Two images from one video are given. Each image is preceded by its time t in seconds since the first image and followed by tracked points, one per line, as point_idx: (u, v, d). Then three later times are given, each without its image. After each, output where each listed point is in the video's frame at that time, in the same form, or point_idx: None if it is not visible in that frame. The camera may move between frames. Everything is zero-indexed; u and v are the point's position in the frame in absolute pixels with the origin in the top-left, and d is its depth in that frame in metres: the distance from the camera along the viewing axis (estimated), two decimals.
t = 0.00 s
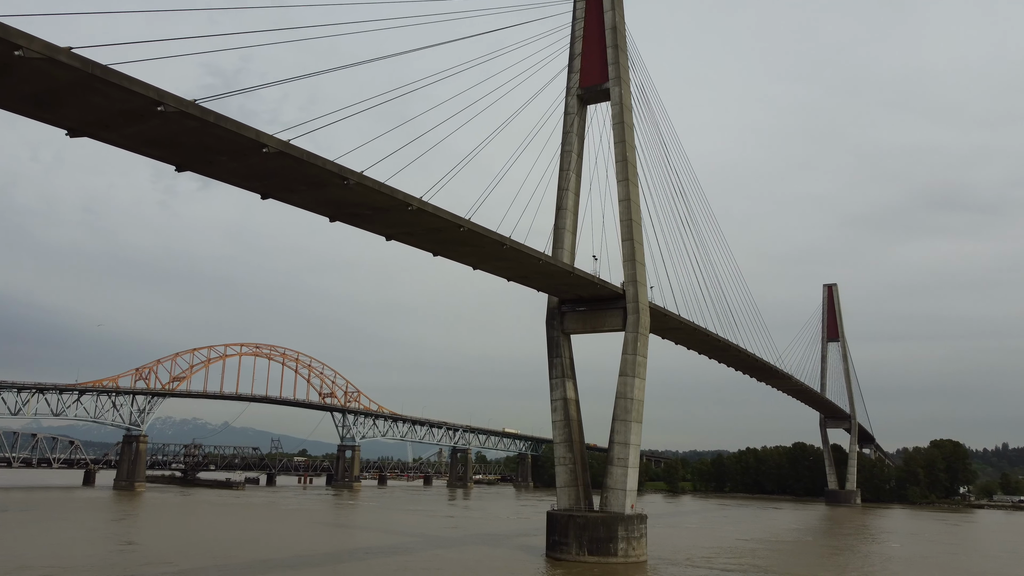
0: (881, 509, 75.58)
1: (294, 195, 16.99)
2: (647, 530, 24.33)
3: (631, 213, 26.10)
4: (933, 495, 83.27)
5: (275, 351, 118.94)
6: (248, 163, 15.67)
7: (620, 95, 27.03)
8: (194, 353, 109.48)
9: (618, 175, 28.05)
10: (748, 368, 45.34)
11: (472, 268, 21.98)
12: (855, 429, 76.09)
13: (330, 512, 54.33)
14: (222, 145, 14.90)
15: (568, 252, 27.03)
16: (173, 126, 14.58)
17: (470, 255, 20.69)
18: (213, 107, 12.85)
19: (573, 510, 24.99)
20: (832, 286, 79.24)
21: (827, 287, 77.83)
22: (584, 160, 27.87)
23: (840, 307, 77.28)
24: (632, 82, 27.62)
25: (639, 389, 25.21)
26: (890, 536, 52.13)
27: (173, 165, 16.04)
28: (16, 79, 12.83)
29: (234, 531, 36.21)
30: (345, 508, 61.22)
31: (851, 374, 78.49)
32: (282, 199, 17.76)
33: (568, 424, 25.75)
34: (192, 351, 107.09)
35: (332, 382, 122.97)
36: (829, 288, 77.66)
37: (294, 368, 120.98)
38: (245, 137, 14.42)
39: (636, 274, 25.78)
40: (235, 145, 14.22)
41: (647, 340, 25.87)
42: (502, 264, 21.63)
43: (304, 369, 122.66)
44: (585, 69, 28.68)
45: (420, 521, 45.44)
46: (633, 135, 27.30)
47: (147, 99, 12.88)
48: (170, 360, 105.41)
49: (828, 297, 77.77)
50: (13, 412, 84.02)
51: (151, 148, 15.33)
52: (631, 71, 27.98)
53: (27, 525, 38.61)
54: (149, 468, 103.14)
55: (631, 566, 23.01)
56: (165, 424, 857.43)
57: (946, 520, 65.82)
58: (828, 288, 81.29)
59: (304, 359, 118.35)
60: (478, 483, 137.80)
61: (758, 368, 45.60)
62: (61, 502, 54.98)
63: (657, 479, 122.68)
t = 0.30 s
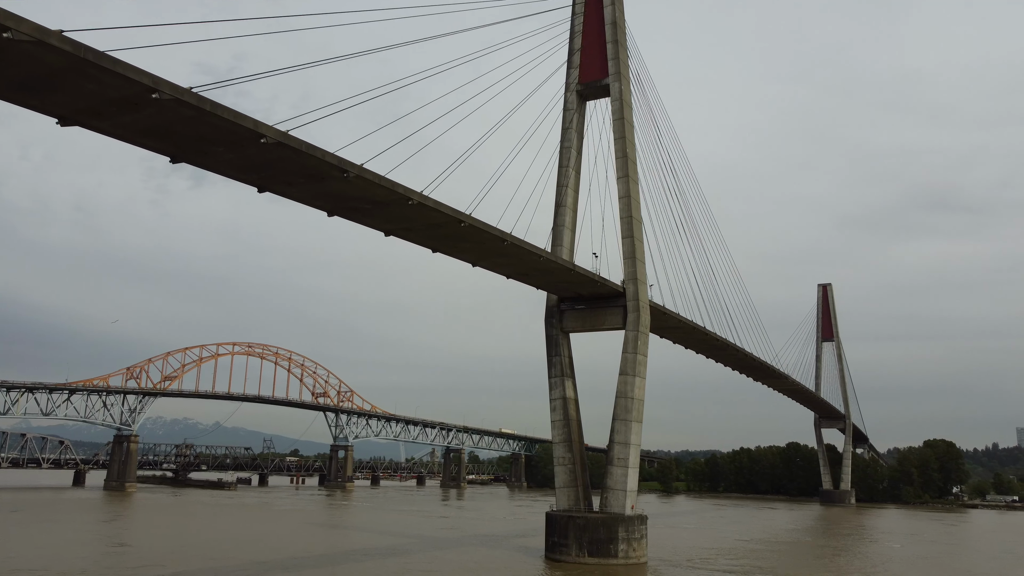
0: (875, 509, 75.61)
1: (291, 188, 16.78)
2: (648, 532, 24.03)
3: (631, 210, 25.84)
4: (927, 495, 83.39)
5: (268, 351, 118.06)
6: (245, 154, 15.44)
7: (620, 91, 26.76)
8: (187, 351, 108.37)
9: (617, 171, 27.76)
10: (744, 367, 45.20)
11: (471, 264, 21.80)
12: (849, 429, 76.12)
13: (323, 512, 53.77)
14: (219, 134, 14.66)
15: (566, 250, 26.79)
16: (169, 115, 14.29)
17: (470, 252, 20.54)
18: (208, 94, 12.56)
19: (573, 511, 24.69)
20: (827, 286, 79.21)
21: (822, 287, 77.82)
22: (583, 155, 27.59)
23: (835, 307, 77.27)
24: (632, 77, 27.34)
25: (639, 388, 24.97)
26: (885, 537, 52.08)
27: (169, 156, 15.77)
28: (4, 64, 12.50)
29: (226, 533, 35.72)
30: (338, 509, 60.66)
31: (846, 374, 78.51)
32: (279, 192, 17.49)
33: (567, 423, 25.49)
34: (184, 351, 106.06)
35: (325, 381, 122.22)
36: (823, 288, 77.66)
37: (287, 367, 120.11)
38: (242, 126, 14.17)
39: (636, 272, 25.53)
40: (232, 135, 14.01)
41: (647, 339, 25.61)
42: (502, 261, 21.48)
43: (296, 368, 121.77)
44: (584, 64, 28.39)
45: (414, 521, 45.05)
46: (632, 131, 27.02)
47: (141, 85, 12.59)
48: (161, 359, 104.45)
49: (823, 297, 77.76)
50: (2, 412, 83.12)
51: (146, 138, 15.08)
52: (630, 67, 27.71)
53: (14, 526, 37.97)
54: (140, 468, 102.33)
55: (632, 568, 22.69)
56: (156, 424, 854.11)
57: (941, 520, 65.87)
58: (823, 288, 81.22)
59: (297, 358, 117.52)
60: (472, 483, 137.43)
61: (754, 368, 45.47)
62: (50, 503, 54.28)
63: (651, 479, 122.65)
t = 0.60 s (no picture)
0: (869, 509, 75.64)
1: (289, 180, 16.53)
2: (648, 533, 23.76)
3: (631, 207, 25.56)
4: (920, 495, 83.53)
5: (261, 350, 117.20)
6: (242, 143, 15.18)
7: (620, 86, 26.48)
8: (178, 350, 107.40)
9: (617, 168, 27.49)
10: (741, 367, 45.02)
11: (469, 260, 21.60)
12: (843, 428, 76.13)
13: (316, 512, 53.22)
14: (215, 123, 14.40)
15: (565, 246, 26.46)
16: (164, 103, 14.04)
17: (470, 248, 20.34)
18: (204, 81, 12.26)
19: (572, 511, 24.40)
20: (822, 286, 79.15)
21: (816, 287, 77.79)
22: (582, 152, 27.27)
23: (829, 307, 77.25)
24: (632, 73, 27.05)
25: (639, 387, 24.73)
26: (880, 536, 51.97)
27: (163, 147, 15.49)
28: None
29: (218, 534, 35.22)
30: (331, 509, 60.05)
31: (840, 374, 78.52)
32: (276, 184, 17.23)
33: (566, 422, 25.23)
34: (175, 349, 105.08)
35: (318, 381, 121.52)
36: (818, 287, 77.62)
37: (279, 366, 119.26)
38: (239, 115, 13.94)
39: (636, 270, 25.24)
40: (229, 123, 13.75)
41: (647, 338, 25.32)
42: (501, 258, 21.28)
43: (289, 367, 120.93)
44: (583, 59, 28.09)
45: (408, 521, 44.62)
46: (632, 126, 26.72)
47: (135, 71, 12.29)
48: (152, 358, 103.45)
49: (817, 297, 77.74)
50: None
51: (139, 127, 14.80)
52: (630, 62, 27.43)
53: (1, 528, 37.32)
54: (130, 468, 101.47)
55: (632, 569, 22.41)
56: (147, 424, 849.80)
57: (934, 520, 65.92)
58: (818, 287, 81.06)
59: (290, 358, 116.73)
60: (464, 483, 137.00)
61: (751, 367, 45.32)
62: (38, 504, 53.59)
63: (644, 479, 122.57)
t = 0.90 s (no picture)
0: (862, 508, 75.71)
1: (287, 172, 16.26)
2: (648, 534, 23.47)
3: (631, 203, 25.29)
4: (913, 495, 83.65)
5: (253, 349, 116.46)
6: (240, 133, 14.90)
7: (620, 82, 26.22)
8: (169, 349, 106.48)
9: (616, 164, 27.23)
10: (738, 366, 44.83)
11: (469, 257, 21.38)
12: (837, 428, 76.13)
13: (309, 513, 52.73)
14: (212, 112, 14.11)
15: (564, 243, 26.17)
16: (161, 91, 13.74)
17: (470, 244, 20.13)
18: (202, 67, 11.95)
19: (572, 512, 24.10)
20: (816, 286, 79.10)
21: (810, 287, 77.79)
22: (582, 148, 26.99)
23: (823, 307, 77.24)
24: (631, 69, 26.79)
25: (639, 386, 24.46)
26: (875, 537, 51.92)
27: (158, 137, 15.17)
28: None
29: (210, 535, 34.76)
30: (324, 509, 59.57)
31: (835, 374, 78.54)
32: (274, 177, 16.95)
33: (565, 422, 24.94)
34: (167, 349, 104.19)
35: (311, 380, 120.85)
36: (812, 288, 77.61)
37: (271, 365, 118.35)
38: (237, 103, 13.65)
39: (636, 267, 24.98)
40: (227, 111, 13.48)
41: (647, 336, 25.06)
42: (501, 256, 21.09)
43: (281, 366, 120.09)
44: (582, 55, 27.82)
45: (403, 521, 44.23)
46: (632, 122, 26.47)
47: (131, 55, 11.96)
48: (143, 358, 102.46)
49: (812, 297, 77.72)
50: None
51: (134, 115, 14.49)
52: (629, 58, 27.17)
53: None
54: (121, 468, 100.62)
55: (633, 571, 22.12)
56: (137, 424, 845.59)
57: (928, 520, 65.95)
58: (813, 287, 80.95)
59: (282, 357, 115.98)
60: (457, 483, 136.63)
61: (748, 367, 45.19)
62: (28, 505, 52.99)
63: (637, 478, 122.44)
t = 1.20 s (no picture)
0: (856, 508, 75.77)
1: (285, 164, 16.00)
2: (649, 534, 23.19)
3: (632, 199, 25.01)
4: (907, 494, 83.72)
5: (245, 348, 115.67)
6: (238, 123, 14.65)
7: (620, 77, 25.91)
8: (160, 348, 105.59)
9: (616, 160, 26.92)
10: (734, 366, 44.63)
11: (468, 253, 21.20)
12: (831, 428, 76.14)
13: (302, 513, 52.21)
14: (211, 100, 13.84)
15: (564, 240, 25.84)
16: (159, 78, 13.44)
17: (470, 240, 19.97)
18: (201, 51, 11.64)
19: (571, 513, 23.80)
20: (810, 286, 79.08)
21: (804, 287, 77.77)
22: (582, 143, 26.68)
23: (818, 306, 77.24)
24: (632, 64, 26.48)
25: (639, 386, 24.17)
26: (870, 536, 51.85)
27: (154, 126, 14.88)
28: None
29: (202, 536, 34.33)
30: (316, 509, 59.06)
31: (829, 374, 78.58)
32: (272, 169, 16.71)
33: (565, 421, 24.62)
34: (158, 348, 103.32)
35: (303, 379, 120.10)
36: (806, 287, 77.59)
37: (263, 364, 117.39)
38: (236, 91, 13.40)
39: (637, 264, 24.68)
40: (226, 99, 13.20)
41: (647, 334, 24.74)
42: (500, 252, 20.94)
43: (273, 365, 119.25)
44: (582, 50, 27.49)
45: (397, 521, 43.82)
46: (633, 117, 26.17)
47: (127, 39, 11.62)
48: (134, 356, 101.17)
49: (806, 297, 77.70)
50: None
51: (129, 103, 14.20)
52: (630, 53, 26.87)
53: None
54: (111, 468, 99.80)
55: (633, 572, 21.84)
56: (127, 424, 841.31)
57: (922, 520, 65.97)
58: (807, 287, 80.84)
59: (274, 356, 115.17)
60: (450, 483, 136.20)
61: (744, 366, 45.02)
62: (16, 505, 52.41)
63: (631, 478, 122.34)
